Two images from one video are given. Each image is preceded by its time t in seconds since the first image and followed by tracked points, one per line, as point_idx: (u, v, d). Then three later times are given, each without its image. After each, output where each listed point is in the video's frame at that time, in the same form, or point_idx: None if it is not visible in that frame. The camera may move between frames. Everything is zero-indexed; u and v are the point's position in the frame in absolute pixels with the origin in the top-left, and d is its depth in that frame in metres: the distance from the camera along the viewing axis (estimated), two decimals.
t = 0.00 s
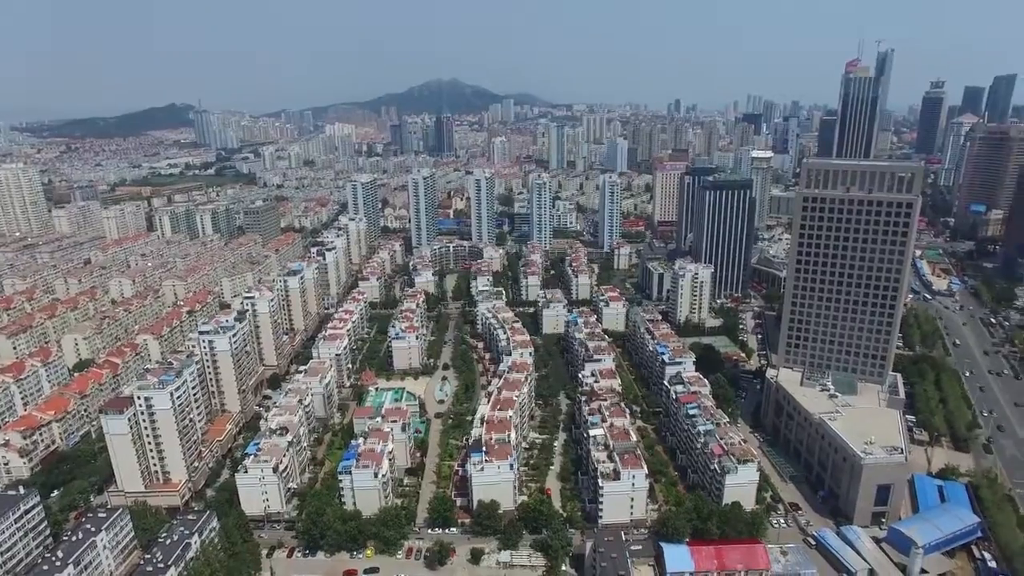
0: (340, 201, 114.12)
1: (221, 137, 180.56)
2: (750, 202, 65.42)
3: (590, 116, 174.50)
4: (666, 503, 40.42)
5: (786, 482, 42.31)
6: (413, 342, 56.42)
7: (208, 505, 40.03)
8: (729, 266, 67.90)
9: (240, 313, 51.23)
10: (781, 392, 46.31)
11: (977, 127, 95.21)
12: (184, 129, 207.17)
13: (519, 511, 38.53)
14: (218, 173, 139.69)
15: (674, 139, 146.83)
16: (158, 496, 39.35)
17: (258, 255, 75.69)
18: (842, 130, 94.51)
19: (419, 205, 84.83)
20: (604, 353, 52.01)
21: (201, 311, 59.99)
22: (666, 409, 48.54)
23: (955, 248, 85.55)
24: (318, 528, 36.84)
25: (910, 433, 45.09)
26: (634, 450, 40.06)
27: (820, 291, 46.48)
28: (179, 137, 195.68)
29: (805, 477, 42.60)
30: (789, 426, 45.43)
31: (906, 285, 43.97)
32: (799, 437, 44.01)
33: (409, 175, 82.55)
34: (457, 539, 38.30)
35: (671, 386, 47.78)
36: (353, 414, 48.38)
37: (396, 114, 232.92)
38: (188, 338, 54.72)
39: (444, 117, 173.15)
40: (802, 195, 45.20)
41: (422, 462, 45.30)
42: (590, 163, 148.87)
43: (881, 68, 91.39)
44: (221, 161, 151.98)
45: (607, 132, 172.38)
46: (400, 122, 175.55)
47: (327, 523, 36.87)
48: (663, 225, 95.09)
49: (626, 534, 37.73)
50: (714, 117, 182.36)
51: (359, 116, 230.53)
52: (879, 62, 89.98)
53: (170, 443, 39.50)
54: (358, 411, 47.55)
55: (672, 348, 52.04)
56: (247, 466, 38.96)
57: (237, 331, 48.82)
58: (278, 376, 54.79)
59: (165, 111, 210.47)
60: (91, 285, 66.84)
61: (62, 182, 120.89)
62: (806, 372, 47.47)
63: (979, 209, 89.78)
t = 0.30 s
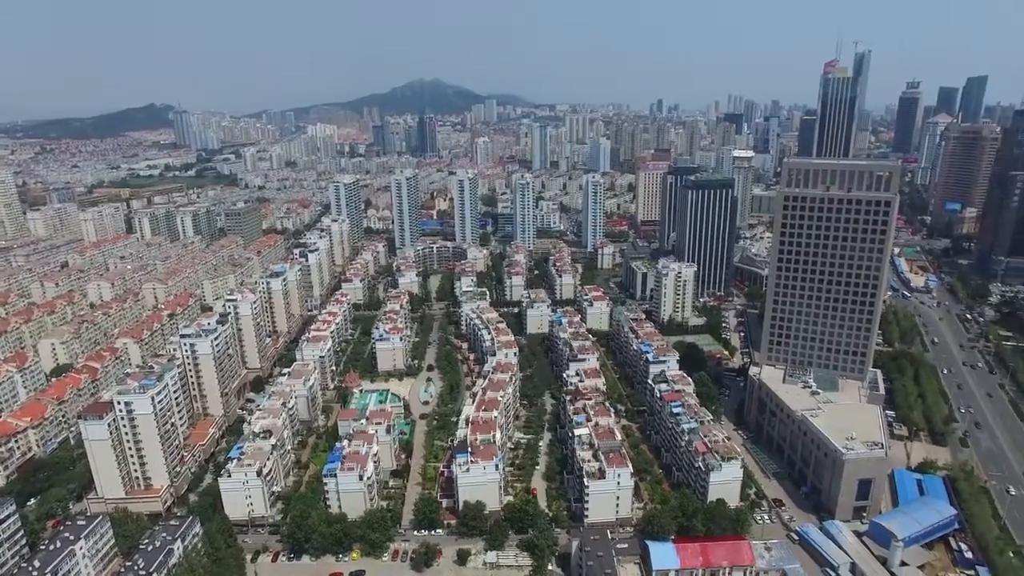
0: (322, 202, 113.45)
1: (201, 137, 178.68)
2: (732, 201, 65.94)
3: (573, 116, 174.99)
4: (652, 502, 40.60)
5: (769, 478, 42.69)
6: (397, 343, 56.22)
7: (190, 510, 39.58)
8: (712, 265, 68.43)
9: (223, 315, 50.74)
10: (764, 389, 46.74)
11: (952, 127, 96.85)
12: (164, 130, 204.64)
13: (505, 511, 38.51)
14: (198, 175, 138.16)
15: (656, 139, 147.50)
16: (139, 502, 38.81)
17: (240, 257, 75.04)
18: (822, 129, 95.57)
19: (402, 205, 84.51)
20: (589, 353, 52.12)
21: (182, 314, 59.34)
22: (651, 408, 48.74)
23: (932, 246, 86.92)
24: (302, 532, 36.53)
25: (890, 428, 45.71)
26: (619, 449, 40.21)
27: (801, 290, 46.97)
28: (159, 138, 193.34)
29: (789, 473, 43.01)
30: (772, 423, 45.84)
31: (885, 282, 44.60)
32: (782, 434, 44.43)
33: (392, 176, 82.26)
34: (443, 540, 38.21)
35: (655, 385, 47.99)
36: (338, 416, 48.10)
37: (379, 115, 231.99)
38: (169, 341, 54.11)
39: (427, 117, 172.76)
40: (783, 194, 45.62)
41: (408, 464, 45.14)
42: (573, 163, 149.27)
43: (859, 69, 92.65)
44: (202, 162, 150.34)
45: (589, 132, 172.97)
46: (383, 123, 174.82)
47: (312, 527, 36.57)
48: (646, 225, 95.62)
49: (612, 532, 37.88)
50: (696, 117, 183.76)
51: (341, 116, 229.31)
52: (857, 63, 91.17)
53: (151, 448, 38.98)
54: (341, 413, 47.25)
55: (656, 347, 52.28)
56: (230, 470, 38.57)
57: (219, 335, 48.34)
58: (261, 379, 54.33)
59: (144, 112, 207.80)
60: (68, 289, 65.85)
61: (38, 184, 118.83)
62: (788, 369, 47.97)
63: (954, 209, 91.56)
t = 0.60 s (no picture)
0: (305, 203, 112.76)
1: (181, 138, 176.70)
2: (714, 200, 66.43)
3: (556, 116, 175.41)
4: (637, 500, 40.76)
5: (753, 475, 43.06)
6: (381, 344, 55.99)
7: (172, 516, 39.11)
8: (695, 264, 68.94)
9: (205, 318, 50.23)
10: (747, 387, 47.14)
11: (928, 127, 98.52)
12: (142, 131, 201.92)
13: (492, 512, 38.46)
14: (178, 176, 136.57)
15: (639, 139, 148.24)
16: (119, 509, 38.27)
17: (222, 260, 74.36)
18: (802, 129, 96.59)
19: (385, 206, 84.21)
20: (573, 352, 52.22)
21: (163, 317, 58.67)
22: (635, 407, 48.94)
23: (909, 244, 88.24)
24: (287, 536, 36.18)
25: (871, 423, 46.29)
26: (604, 448, 40.33)
27: (782, 288, 47.45)
28: (138, 139, 190.91)
29: (772, 469, 43.40)
30: (755, 420, 46.23)
31: (865, 280, 45.20)
32: (766, 431, 44.80)
33: (375, 177, 81.96)
34: (430, 541, 38.10)
35: (640, 384, 48.17)
36: (322, 418, 47.80)
37: (361, 115, 230.94)
38: (150, 345, 53.48)
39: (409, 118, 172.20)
40: (764, 194, 45.99)
41: (393, 466, 44.97)
42: (556, 163, 149.64)
43: (838, 70, 93.81)
44: (182, 164, 148.63)
45: (572, 132, 173.57)
46: (365, 124, 173.93)
47: (297, 530, 36.27)
48: (629, 224, 96.11)
49: (598, 531, 38.01)
50: (678, 117, 185.11)
51: (323, 117, 227.90)
52: (835, 64, 92.27)
53: (132, 454, 38.47)
54: (326, 416, 46.91)
55: (640, 346, 52.49)
56: (213, 475, 38.15)
57: (201, 337, 47.84)
58: (244, 382, 53.84)
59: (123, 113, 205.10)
60: (45, 293, 64.79)
61: (14, 186, 116.72)
62: (770, 367, 48.45)
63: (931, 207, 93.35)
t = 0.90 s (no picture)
0: (287, 205, 112.02)
1: (160, 139, 174.59)
2: (696, 199, 66.92)
3: (539, 116, 175.72)
4: (623, 498, 40.92)
5: (737, 472, 43.40)
6: (364, 346, 55.76)
7: (154, 522, 38.61)
8: (678, 263, 69.41)
9: (186, 321, 49.70)
10: (730, 384, 47.51)
11: (904, 127, 100.00)
12: (120, 132, 199.15)
13: (477, 513, 38.42)
14: (158, 178, 135.00)
15: (621, 138, 148.90)
16: (99, 516, 37.68)
17: (202, 262, 73.64)
18: (783, 128, 97.57)
19: (368, 207, 83.86)
20: (557, 352, 52.34)
21: (143, 320, 57.97)
22: (620, 405, 49.13)
23: (887, 242, 89.49)
24: (271, 540, 35.88)
25: (851, 419, 46.90)
26: (589, 447, 40.44)
27: (764, 286, 47.90)
28: (116, 140, 188.30)
29: (755, 466, 43.79)
30: (739, 418, 46.60)
31: (845, 278, 45.77)
32: (749, 428, 45.19)
33: (357, 178, 81.54)
34: (415, 543, 37.99)
35: (624, 383, 48.37)
36: (306, 421, 47.47)
37: (343, 116, 229.63)
38: (129, 349, 52.83)
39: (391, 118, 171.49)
40: (745, 193, 46.35)
41: (378, 467, 44.80)
42: (539, 163, 149.97)
43: (817, 70, 94.84)
44: (161, 165, 146.88)
45: (555, 132, 173.95)
46: (348, 125, 172.94)
47: (281, 534, 35.96)
48: (612, 224, 96.56)
49: (584, 530, 38.11)
50: (659, 116, 186.30)
51: (305, 117, 226.32)
52: (814, 64, 93.25)
53: (111, 459, 37.91)
54: (309, 418, 46.61)
55: (624, 344, 52.69)
56: (195, 479, 37.71)
57: (182, 341, 47.32)
58: (227, 385, 53.36)
59: (100, 114, 202.13)
60: (21, 297, 63.69)
61: None
62: (753, 364, 48.91)
63: (908, 205, 94.92)
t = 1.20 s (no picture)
0: (268, 206, 111.13)
1: (138, 140, 172.37)
2: (678, 199, 67.33)
3: (522, 116, 175.87)
4: (608, 497, 41.04)
5: (721, 469, 43.73)
6: (348, 348, 55.42)
7: (135, 528, 38.07)
8: (661, 262, 69.86)
9: (166, 325, 49.10)
10: (713, 382, 47.86)
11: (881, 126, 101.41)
12: (97, 132, 196.11)
13: (463, 514, 38.36)
14: (136, 180, 133.25)
15: (603, 138, 149.47)
16: (78, 523, 37.07)
17: (183, 264, 72.83)
18: (763, 128, 98.46)
19: (350, 208, 83.41)
20: (541, 352, 52.40)
21: (122, 324, 57.21)
22: (604, 404, 49.29)
23: (865, 240, 90.71)
24: (255, 545, 35.51)
25: (833, 415, 47.45)
26: (575, 446, 40.54)
27: (746, 284, 48.30)
28: (94, 142, 185.49)
29: (739, 463, 44.15)
30: (722, 415, 46.95)
31: (825, 275, 46.30)
32: (732, 425, 45.55)
33: (339, 179, 81.06)
34: (401, 545, 37.85)
35: (608, 382, 48.55)
36: (289, 424, 47.09)
37: (325, 116, 228.13)
38: (108, 353, 52.07)
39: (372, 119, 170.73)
40: (728, 191, 46.70)
41: (363, 470, 44.55)
42: (522, 163, 150.17)
43: (796, 70, 95.79)
44: (140, 167, 145.03)
45: (537, 132, 174.18)
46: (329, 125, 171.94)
47: (265, 538, 35.62)
48: (595, 224, 96.89)
49: (570, 529, 38.19)
50: (641, 116, 187.31)
51: (286, 118, 224.52)
52: (793, 65, 94.14)
53: (90, 466, 37.34)
54: (293, 421, 46.23)
55: (608, 344, 52.87)
56: (178, 484, 37.23)
57: (163, 345, 46.73)
58: (209, 389, 52.80)
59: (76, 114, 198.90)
60: None
61: None
62: (736, 362, 49.32)
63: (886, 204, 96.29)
